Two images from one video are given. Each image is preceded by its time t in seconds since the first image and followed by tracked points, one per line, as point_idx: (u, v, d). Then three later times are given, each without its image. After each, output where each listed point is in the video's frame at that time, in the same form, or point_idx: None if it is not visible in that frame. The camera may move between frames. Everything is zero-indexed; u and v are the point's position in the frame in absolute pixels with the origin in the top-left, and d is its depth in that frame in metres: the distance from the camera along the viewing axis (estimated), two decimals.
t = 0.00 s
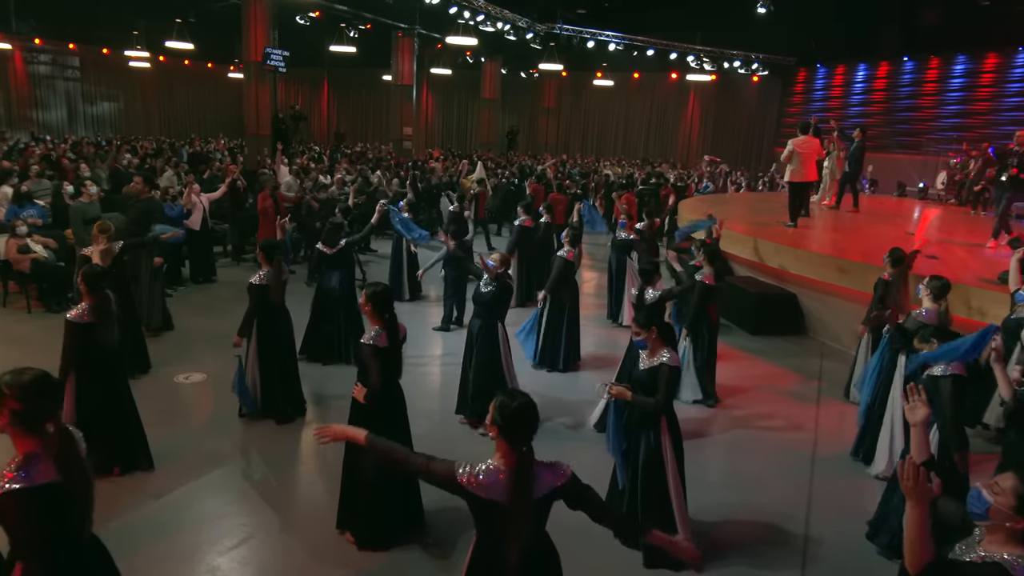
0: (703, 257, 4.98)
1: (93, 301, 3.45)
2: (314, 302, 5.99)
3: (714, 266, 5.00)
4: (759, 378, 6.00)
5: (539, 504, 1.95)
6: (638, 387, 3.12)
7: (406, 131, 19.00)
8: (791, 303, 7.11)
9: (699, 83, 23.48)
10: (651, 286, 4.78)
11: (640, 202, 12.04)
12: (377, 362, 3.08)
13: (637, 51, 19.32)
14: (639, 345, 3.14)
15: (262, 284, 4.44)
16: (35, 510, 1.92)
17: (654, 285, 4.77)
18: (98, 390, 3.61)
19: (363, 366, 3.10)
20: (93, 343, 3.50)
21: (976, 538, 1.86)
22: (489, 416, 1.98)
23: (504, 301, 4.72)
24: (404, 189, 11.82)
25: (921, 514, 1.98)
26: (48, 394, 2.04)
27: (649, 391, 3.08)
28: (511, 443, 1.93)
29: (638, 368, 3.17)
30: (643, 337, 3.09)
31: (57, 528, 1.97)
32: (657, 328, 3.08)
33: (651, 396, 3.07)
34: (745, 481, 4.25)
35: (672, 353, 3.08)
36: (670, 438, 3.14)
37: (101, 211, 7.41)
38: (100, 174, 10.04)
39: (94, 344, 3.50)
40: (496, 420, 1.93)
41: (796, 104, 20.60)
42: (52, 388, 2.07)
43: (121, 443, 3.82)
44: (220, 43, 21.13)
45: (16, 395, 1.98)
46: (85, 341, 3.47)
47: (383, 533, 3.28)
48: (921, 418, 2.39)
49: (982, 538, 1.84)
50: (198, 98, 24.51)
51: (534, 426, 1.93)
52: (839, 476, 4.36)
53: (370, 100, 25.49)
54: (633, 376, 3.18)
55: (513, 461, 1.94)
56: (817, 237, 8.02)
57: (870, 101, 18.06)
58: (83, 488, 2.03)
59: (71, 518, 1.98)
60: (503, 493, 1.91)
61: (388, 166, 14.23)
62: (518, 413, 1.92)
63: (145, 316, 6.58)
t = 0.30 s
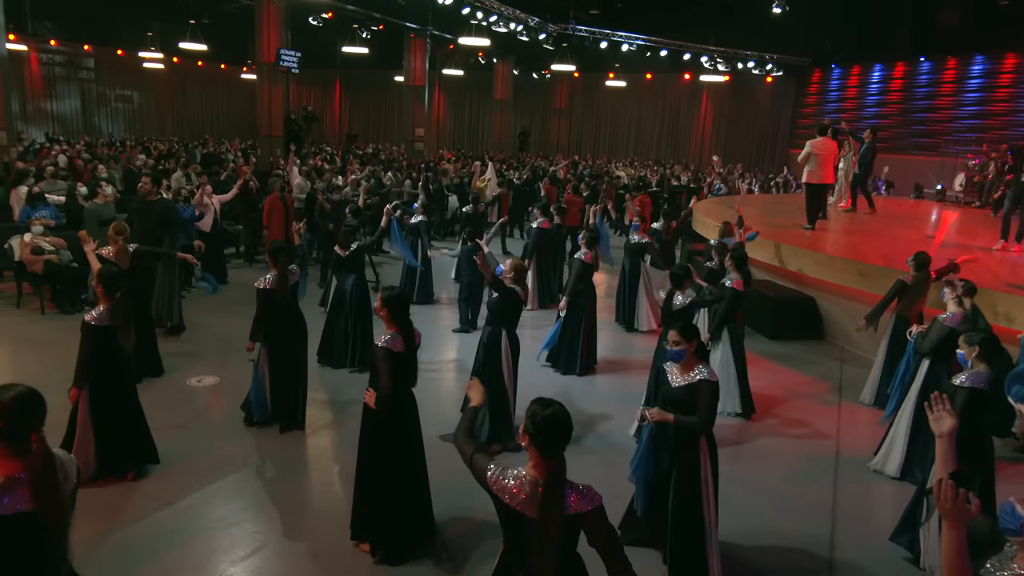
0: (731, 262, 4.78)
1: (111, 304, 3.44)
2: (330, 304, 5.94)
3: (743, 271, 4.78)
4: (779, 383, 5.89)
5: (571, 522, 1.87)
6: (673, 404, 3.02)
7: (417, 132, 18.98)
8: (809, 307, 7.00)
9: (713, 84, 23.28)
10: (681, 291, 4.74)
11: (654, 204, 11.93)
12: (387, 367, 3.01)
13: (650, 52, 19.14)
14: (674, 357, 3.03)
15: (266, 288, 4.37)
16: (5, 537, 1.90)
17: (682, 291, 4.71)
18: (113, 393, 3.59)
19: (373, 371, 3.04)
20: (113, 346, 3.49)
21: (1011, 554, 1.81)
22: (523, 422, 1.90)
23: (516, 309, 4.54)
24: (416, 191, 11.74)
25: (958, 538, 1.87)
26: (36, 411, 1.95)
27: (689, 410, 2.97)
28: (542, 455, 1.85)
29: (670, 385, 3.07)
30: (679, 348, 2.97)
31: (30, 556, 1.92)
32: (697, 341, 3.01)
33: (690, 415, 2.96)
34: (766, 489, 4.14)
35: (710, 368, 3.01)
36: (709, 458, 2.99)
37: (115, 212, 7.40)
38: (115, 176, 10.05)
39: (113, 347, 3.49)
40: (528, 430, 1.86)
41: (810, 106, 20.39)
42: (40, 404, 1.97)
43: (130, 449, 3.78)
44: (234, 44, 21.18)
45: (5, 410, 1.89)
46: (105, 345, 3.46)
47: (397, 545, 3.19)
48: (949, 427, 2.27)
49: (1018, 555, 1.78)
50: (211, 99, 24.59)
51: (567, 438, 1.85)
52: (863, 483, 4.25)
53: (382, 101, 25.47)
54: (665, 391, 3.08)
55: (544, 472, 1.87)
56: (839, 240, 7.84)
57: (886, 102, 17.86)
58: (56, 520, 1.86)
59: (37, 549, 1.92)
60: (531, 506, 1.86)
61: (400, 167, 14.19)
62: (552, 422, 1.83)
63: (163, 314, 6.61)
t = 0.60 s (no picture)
0: (761, 270, 4.71)
1: (122, 307, 3.36)
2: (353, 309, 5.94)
3: (773, 278, 4.73)
4: (801, 389, 5.78)
5: (604, 539, 1.82)
6: (701, 418, 2.95)
7: (430, 133, 18.97)
8: (828, 311, 6.90)
9: (727, 84, 23.14)
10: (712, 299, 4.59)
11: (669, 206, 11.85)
12: (402, 375, 2.93)
13: (664, 52, 19.00)
14: (704, 368, 2.95)
15: (281, 290, 4.34)
16: None
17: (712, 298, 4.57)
18: (127, 399, 3.54)
19: (387, 379, 2.96)
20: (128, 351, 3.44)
21: None
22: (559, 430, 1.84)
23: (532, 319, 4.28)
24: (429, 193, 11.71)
25: (1012, 565, 1.78)
26: (14, 430, 1.80)
27: (722, 425, 2.89)
28: (578, 469, 1.78)
29: (697, 398, 2.99)
30: (710, 357, 2.90)
31: None
32: (730, 353, 2.93)
33: (725, 431, 2.88)
34: (790, 495, 4.03)
35: (739, 382, 2.92)
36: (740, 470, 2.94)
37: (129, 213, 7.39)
38: (130, 177, 10.08)
39: (127, 351, 3.44)
40: (563, 444, 1.78)
41: (825, 106, 20.21)
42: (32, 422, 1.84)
43: (141, 456, 3.73)
44: (246, 45, 21.23)
45: None
46: (119, 350, 3.40)
47: (409, 559, 3.10)
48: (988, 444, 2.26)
49: None
50: (225, 100, 24.70)
51: (604, 453, 1.77)
52: (888, 491, 4.14)
53: (394, 102, 25.48)
54: (692, 405, 3.00)
55: (579, 488, 1.80)
56: (860, 243, 7.72)
57: (903, 103, 17.66)
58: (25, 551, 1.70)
59: None
60: (565, 523, 1.79)
61: (414, 169, 14.15)
62: (589, 438, 1.76)
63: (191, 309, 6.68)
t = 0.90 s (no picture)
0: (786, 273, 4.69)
1: (132, 315, 3.28)
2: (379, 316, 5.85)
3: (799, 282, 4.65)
4: (823, 397, 5.67)
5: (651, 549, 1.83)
6: (719, 433, 2.86)
7: (442, 134, 18.91)
8: (847, 316, 6.78)
9: (740, 85, 22.96)
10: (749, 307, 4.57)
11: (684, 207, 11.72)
12: (419, 387, 2.85)
13: (678, 53, 18.85)
14: (723, 380, 2.86)
15: (312, 291, 4.30)
16: None
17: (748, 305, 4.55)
18: (140, 408, 3.46)
19: (403, 391, 2.88)
20: (139, 359, 3.35)
21: None
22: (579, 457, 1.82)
23: (539, 327, 4.14)
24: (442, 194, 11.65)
25: None
26: (12, 449, 1.76)
27: (739, 440, 2.82)
28: (615, 487, 1.74)
29: (715, 411, 2.92)
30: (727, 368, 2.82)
31: None
32: (748, 366, 2.85)
33: (743, 446, 2.80)
34: (814, 509, 3.94)
35: (760, 396, 2.84)
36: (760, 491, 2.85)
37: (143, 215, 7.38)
38: (144, 178, 10.07)
39: (138, 361, 3.35)
40: (599, 460, 1.73)
41: (840, 107, 20.01)
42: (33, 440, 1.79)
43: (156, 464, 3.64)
44: (259, 46, 21.25)
45: None
46: (131, 359, 3.32)
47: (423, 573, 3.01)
48: None
49: None
50: (238, 101, 24.75)
51: (641, 464, 1.75)
52: (914, 506, 4.03)
53: (406, 102, 25.46)
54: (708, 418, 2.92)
55: (618, 510, 1.75)
56: (882, 246, 7.58)
57: (919, 104, 17.44)
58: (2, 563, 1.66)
59: None
60: (613, 545, 1.73)
61: (426, 170, 14.11)
62: (626, 450, 1.73)
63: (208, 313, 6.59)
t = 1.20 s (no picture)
0: (807, 275, 4.68)
1: (145, 325, 3.28)
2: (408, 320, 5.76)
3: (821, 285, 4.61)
4: (848, 407, 5.55)
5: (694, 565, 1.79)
6: (725, 445, 2.79)
7: (454, 135, 18.90)
8: (871, 322, 6.66)
9: (755, 86, 22.79)
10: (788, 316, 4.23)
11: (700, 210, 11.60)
12: (436, 402, 2.74)
13: (693, 53, 18.70)
14: (731, 391, 2.77)
15: (343, 294, 4.34)
16: None
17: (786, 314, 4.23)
18: (153, 420, 3.36)
19: (419, 406, 2.77)
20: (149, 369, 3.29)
21: None
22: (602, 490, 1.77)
23: (563, 336, 4.00)
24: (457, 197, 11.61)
25: None
26: (52, 463, 1.68)
27: (746, 454, 2.73)
28: (649, 513, 1.69)
29: (723, 423, 2.83)
30: (738, 380, 2.73)
31: None
32: (759, 377, 2.75)
33: (750, 460, 2.71)
34: (838, 525, 3.82)
35: (768, 409, 2.74)
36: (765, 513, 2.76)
37: (158, 217, 7.35)
38: (158, 180, 10.07)
39: (149, 371, 3.29)
40: (639, 487, 1.67)
41: (856, 108, 19.79)
42: (75, 454, 1.72)
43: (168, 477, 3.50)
44: (272, 48, 21.34)
45: (28, 466, 1.69)
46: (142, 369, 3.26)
47: None
48: None
49: None
50: (252, 102, 24.86)
51: (672, 485, 1.73)
52: (947, 522, 3.90)
53: (418, 104, 25.47)
54: (717, 430, 2.85)
55: (656, 539, 1.68)
56: (905, 250, 7.46)
57: (937, 105, 17.22)
58: None
59: None
60: None
61: (440, 172, 14.08)
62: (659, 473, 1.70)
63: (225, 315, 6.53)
